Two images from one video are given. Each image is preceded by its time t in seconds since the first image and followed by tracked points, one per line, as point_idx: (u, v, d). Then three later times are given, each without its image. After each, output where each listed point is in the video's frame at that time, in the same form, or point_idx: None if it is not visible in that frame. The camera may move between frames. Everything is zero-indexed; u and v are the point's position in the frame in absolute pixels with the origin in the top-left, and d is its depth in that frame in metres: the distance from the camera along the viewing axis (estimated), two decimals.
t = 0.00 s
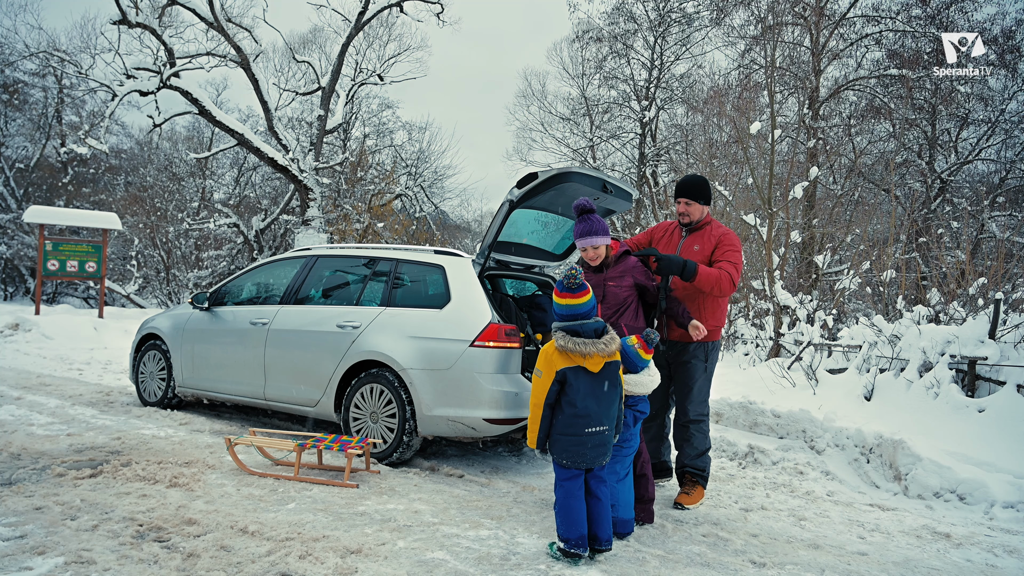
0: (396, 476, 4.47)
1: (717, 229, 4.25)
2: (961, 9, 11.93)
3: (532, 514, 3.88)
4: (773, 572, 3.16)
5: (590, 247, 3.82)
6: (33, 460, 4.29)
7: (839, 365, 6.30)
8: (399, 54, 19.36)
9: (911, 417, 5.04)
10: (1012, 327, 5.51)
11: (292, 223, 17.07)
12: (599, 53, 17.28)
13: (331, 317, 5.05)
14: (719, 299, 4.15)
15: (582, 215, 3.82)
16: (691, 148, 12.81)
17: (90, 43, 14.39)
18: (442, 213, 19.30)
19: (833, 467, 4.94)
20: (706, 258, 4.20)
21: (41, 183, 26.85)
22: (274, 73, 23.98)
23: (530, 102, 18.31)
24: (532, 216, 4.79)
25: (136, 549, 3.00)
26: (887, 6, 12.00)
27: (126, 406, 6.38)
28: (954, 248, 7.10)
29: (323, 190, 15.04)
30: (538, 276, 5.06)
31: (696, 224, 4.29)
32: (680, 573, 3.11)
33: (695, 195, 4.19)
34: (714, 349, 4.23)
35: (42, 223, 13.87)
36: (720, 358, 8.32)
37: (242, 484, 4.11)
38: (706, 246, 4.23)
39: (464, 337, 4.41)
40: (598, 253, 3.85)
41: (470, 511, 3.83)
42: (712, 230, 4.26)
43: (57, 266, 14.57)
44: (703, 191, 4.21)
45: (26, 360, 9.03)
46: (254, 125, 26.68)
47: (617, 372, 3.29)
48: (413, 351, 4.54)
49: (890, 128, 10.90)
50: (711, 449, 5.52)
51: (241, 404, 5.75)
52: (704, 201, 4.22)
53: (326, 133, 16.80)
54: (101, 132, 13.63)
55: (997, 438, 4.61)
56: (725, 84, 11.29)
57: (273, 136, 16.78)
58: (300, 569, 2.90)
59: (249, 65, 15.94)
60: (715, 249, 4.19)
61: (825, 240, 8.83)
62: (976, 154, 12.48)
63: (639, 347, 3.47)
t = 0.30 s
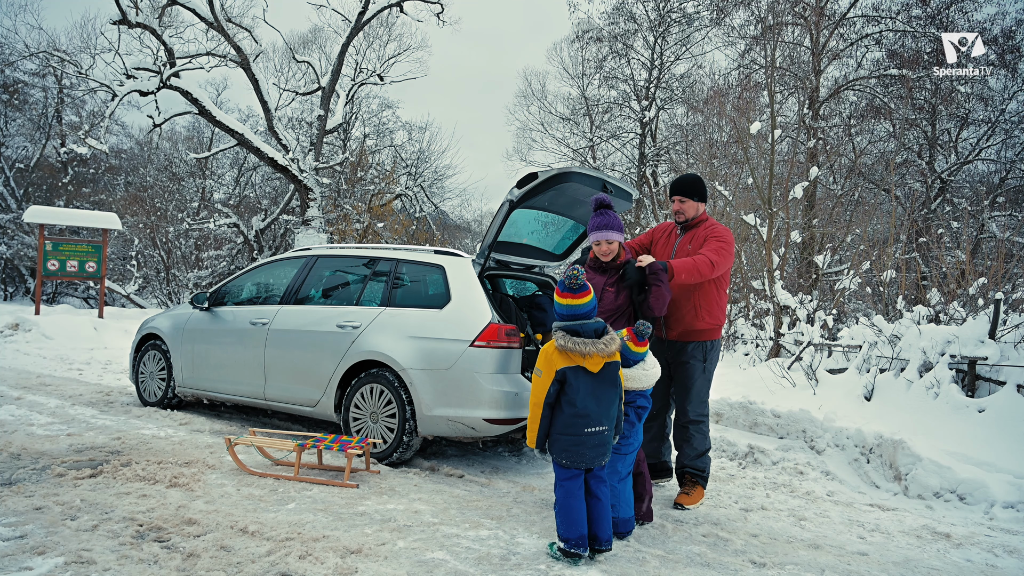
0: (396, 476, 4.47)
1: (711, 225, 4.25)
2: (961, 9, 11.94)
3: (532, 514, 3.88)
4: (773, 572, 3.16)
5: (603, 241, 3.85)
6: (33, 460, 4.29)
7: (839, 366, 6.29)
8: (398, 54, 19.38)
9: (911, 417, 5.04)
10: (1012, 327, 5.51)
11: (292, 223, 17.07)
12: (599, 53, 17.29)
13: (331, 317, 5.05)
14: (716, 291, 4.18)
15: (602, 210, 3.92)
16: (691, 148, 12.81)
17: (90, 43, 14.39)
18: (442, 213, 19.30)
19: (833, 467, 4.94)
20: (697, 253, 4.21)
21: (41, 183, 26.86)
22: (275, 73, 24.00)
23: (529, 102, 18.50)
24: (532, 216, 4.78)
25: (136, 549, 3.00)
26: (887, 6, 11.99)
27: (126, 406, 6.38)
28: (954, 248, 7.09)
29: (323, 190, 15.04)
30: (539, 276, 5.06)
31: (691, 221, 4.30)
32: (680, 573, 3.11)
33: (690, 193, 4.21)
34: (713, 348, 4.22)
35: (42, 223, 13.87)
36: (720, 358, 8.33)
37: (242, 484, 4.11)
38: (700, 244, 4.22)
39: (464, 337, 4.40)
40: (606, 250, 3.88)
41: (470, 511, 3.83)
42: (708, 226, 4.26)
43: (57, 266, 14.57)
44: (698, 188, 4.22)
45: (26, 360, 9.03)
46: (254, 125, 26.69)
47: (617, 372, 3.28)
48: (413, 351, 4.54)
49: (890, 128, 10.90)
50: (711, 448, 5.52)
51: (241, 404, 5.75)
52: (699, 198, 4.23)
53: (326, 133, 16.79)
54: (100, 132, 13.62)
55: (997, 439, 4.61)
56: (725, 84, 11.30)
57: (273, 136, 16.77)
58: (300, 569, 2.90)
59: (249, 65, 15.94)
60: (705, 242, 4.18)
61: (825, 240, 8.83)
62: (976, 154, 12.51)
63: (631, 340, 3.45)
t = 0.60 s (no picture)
0: (396, 476, 4.47)
1: (707, 224, 4.27)
2: (961, 9, 11.94)
3: (532, 514, 3.88)
4: (773, 573, 3.16)
5: (597, 247, 3.84)
6: (33, 460, 4.29)
7: (839, 365, 6.30)
8: (398, 54, 19.41)
9: (911, 417, 5.04)
10: (1012, 327, 5.51)
11: (292, 223, 17.06)
12: (599, 53, 17.29)
13: (331, 317, 5.05)
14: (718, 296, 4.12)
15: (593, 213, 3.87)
16: (691, 148, 12.81)
17: (89, 43, 14.38)
18: (442, 213, 19.29)
19: (833, 467, 4.94)
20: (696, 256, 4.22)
21: (41, 183, 26.87)
22: (275, 73, 24.01)
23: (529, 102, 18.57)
24: (532, 215, 4.78)
25: (136, 549, 3.00)
26: (887, 6, 11.98)
27: (126, 406, 6.38)
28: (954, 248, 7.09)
29: (323, 190, 15.01)
30: (539, 276, 5.06)
31: (687, 220, 4.31)
32: (680, 573, 3.11)
33: (683, 191, 4.22)
34: (712, 348, 4.22)
35: (42, 223, 13.86)
36: (720, 358, 8.33)
37: (242, 484, 4.11)
38: (696, 243, 4.23)
39: (463, 337, 4.41)
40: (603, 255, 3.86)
41: (470, 512, 3.83)
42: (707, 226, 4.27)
43: (57, 266, 14.56)
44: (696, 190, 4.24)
45: (26, 360, 9.03)
46: (254, 125, 26.70)
47: (617, 372, 3.29)
48: (413, 351, 4.54)
49: (890, 128, 10.89)
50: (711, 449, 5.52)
51: (241, 404, 5.75)
52: (693, 197, 4.24)
53: (326, 133, 16.79)
54: (100, 132, 13.62)
55: (997, 438, 4.61)
56: (725, 84, 11.30)
57: (274, 136, 16.77)
58: (300, 569, 2.90)
59: (249, 65, 15.94)
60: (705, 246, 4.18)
61: (825, 240, 8.83)
62: (976, 154, 12.51)
63: (631, 335, 3.45)
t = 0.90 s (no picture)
0: (396, 476, 4.47)
1: (702, 223, 4.27)
2: (961, 9, 11.93)
3: (532, 514, 3.88)
4: (772, 573, 3.16)
5: (597, 250, 3.82)
6: (33, 460, 4.29)
7: (839, 366, 6.29)
8: (398, 54, 19.43)
9: (911, 417, 5.04)
10: (1012, 327, 5.50)
11: (292, 223, 17.06)
12: (599, 53, 17.29)
13: (331, 317, 5.05)
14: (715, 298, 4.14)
15: (593, 216, 3.85)
16: (691, 148, 12.80)
17: (90, 43, 14.39)
18: (442, 213, 19.28)
19: (833, 467, 4.94)
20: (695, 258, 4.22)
21: (41, 183, 26.87)
22: (275, 73, 24.01)
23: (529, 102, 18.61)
24: (532, 215, 4.78)
25: (136, 549, 3.00)
26: (887, 6, 11.99)
27: (126, 406, 6.38)
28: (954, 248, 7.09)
29: (323, 190, 15.00)
30: (539, 276, 5.06)
31: (680, 220, 4.32)
32: (680, 573, 3.11)
33: (668, 194, 4.26)
34: (711, 348, 4.22)
35: (42, 222, 13.86)
36: (720, 357, 8.32)
37: (242, 484, 4.10)
38: (693, 242, 4.24)
39: (464, 337, 4.41)
40: (602, 257, 3.84)
41: (470, 511, 3.83)
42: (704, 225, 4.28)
43: (57, 266, 14.56)
44: (687, 191, 4.26)
45: (26, 360, 9.03)
46: (254, 125, 26.69)
47: (618, 371, 3.29)
48: (413, 351, 4.54)
49: (890, 127, 10.88)
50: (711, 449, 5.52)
51: (241, 404, 5.75)
52: (676, 199, 4.26)
53: (326, 133, 16.79)
54: (100, 132, 13.62)
55: (997, 439, 4.61)
56: (725, 84, 11.30)
57: (273, 136, 16.78)
58: (300, 569, 2.90)
59: (249, 65, 15.94)
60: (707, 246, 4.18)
61: (825, 240, 8.83)
62: (976, 154, 12.51)
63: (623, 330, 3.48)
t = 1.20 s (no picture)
0: (396, 476, 4.47)
1: (694, 223, 4.28)
2: (961, 9, 11.91)
3: (532, 514, 3.88)
4: (772, 572, 3.16)
5: (585, 248, 3.78)
6: (33, 460, 4.28)
7: (839, 365, 6.29)
8: (398, 54, 19.44)
9: (911, 417, 5.04)
10: (1012, 327, 5.50)
11: (292, 223, 17.05)
12: (599, 53, 17.30)
13: (331, 316, 5.05)
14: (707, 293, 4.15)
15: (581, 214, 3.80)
16: (691, 148, 12.80)
17: (90, 43, 14.40)
18: (442, 213, 19.28)
19: (833, 467, 4.94)
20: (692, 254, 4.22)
21: (41, 183, 26.87)
22: (274, 72, 24.01)
23: (529, 102, 18.71)
24: (532, 216, 4.79)
25: (136, 549, 3.00)
26: (887, 6, 11.99)
27: (126, 406, 6.38)
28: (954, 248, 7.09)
29: (323, 190, 15.01)
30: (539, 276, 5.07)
31: (671, 221, 4.32)
32: (680, 573, 3.11)
33: (654, 199, 4.27)
34: (706, 347, 4.21)
35: (42, 222, 13.87)
36: (720, 358, 8.32)
37: (242, 484, 4.10)
38: (687, 242, 4.24)
39: (464, 337, 4.41)
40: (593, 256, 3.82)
41: (470, 511, 3.83)
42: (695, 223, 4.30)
43: (57, 266, 14.56)
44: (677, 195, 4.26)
45: (26, 360, 9.02)
46: (254, 125, 26.69)
47: (617, 372, 3.29)
48: (413, 351, 4.54)
49: (890, 127, 10.87)
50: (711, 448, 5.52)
51: (241, 404, 5.75)
52: (664, 202, 4.26)
53: (326, 133, 16.79)
54: (100, 132, 13.61)
55: (997, 438, 4.61)
56: (725, 84, 11.30)
57: (273, 136, 16.76)
58: (300, 569, 2.90)
59: (249, 65, 15.94)
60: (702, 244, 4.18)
61: (825, 240, 8.83)
62: (976, 154, 12.50)
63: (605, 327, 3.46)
